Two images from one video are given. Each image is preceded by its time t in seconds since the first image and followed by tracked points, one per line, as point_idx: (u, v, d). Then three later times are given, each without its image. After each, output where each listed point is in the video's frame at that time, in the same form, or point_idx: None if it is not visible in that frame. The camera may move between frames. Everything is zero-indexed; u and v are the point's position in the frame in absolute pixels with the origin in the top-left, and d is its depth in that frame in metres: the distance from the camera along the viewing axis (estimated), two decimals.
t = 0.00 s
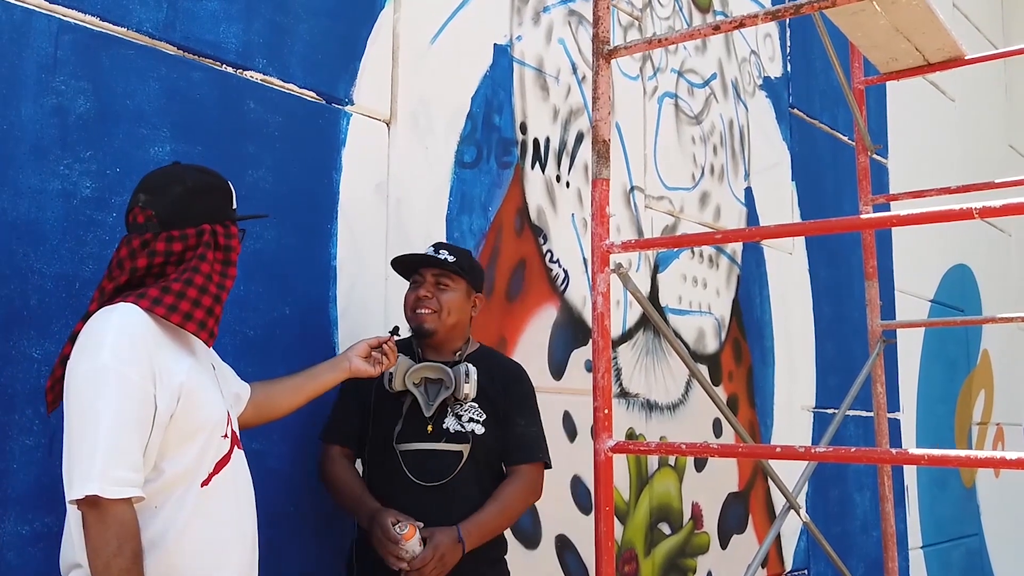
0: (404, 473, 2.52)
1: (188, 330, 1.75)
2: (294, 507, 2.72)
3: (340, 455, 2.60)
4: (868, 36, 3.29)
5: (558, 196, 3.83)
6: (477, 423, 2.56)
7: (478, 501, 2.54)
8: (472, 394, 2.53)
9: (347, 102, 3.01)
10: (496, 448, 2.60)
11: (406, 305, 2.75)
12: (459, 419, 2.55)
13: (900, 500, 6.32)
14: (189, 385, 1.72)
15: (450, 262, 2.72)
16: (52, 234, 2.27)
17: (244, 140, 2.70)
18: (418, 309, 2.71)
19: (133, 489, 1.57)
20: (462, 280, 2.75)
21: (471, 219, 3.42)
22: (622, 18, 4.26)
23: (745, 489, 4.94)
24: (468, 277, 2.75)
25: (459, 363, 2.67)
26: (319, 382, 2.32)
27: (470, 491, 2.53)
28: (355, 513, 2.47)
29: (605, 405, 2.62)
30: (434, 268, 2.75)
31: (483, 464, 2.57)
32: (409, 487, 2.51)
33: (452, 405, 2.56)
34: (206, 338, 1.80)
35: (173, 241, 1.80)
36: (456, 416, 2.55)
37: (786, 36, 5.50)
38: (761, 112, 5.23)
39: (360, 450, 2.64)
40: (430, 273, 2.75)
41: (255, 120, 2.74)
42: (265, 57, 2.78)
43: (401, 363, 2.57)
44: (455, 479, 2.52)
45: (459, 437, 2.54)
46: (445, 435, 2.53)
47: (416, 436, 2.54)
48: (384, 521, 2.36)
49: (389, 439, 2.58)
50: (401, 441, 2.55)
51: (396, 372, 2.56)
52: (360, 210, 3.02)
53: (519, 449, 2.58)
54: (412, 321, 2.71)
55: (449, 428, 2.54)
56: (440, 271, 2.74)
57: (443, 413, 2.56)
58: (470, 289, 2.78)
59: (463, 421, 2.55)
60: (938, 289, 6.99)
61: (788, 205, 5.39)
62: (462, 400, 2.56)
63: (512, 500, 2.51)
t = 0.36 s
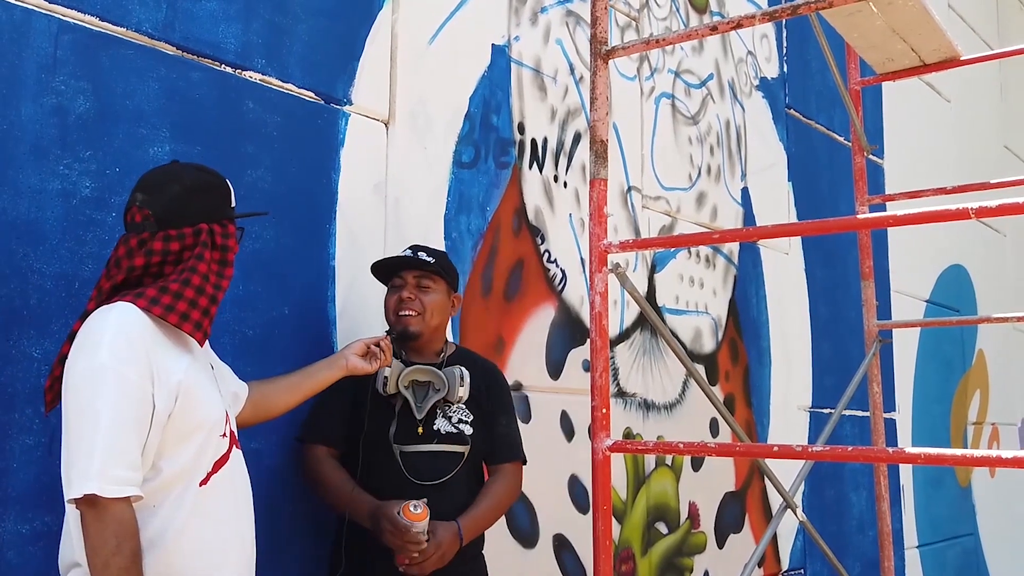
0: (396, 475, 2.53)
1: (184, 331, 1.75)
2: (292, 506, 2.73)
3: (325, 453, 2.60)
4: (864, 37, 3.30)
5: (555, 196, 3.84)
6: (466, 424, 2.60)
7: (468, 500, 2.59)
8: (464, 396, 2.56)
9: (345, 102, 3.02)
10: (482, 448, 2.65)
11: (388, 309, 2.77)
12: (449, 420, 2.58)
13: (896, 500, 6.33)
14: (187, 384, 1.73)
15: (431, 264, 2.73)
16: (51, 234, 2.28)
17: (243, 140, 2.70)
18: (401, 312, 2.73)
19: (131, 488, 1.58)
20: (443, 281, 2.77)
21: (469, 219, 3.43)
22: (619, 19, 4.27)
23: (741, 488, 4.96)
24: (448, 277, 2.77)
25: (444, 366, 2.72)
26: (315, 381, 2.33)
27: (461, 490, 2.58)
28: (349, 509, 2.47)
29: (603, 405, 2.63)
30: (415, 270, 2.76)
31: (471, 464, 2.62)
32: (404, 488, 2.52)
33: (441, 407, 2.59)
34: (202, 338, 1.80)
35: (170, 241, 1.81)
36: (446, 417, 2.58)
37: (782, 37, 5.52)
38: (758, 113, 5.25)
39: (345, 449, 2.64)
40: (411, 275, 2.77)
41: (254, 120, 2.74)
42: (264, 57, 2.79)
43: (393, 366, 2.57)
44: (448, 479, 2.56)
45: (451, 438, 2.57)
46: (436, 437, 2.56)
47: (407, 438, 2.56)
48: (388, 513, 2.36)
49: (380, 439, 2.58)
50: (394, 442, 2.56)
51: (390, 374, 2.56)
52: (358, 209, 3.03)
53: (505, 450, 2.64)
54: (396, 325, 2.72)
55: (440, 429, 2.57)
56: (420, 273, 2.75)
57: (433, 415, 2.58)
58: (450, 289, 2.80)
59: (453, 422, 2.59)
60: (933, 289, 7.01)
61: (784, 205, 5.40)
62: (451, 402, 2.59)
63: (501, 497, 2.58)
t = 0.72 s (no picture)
0: (413, 471, 2.54)
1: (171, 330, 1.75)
2: (290, 506, 2.73)
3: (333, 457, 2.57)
4: (860, 38, 3.31)
5: (552, 196, 3.85)
6: (477, 417, 2.63)
7: (482, 494, 2.63)
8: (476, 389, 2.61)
9: (343, 103, 3.03)
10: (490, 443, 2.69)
11: (390, 311, 2.78)
12: (460, 415, 2.61)
13: (891, 500, 6.35)
14: (177, 384, 1.74)
15: (426, 262, 2.74)
16: (50, 234, 2.28)
17: (242, 140, 2.71)
18: (403, 312, 2.74)
19: (119, 489, 1.59)
20: (440, 277, 2.78)
21: (466, 220, 3.44)
22: (616, 19, 4.28)
23: (737, 488, 4.97)
24: (445, 273, 2.78)
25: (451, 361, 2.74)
26: (315, 378, 2.34)
27: (476, 484, 2.61)
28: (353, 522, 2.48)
29: (600, 404, 2.63)
30: (412, 270, 2.77)
31: (482, 458, 2.64)
32: (422, 484, 2.53)
33: (453, 401, 2.61)
34: (188, 340, 1.80)
35: (161, 241, 1.82)
36: (457, 412, 2.61)
37: (779, 38, 5.53)
38: (754, 113, 5.26)
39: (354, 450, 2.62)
40: (409, 275, 2.78)
41: (253, 120, 2.75)
42: (263, 58, 2.79)
43: (405, 361, 2.58)
44: (462, 472, 2.58)
45: (464, 431, 2.59)
46: (449, 430, 2.57)
47: (420, 434, 2.57)
48: (400, 534, 2.38)
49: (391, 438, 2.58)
50: (411, 437, 2.57)
51: (403, 369, 2.56)
52: (357, 209, 3.04)
53: (515, 443, 2.71)
54: (398, 325, 2.74)
55: (453, 424, 2.59)
56: (418, 272, 2.77)
57: (444, 410, 2.60)
58: (449, 285, 2.81)
59: (464, 417, 2.61)
60: (929, 289, 7.03)
61: (780, 205, 5.41)
62: (462, 397, 2.62)
63: (518, 491, 2.66)
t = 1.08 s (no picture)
0: (408, 469, 2.54)
1: (160, 331, 1.77)
2: (284, 505, 2.73)
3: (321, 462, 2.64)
4: (853, 38, 3.33)
5: (546, 196, 3.86)
6: (476, 416, 2.64)
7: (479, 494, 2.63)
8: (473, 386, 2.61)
9: (337, 102, 3.03)
10: (490, 442, 2.71)
11: (386, 309, 2.78)
12: (459, 413, 2.62)
13: (882, 499, 6.38)
14: (166, 378, 1.75)
15: (418, 256, 2.75)
16: (44, 233, 2.28)
17: (236, 139, 2.71)
18: (400, 308, 2.74)
19: (104, 481, 1.60)
20: (433, 270, 2.80)
21: (460, 219, 3.44)
22: (610, 19, 4.29)
23: (730, 487, 4.98)
24: (437, 266, 2.80)
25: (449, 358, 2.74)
26: (314, 378, 2.34)
27: (474, 482, 2.61)
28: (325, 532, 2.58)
29: (594, 404, 2.64)
30: (404, 265, 2.79)
31: (480, 457, 2.65)
32: (418, 482, 2.54)
33: (450, 400, 2.62)
34: (178, 338, 1.82)
35: (157, 239, 1.83)
36: (456, 410, 2.62)
37: (772, 38, 5.55)
38: (747, 113, 5.28)
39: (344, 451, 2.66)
40: (401, 271, 2.79)
41: (247, 119, 2.75)
42: (257, 57, 2.79)
43: (402, 359, 2.58)
44: (459, 471, 2.58)
45: (462, 429, 2.60)
46: (448, 429, 2.58)
47: (417, 432, 2.57)
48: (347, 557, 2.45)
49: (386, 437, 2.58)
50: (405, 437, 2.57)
51: (400, 367, 2.56)
52: (351, 209, 3.04)
53: (515, 441, 2.74)
54: (397, 321, 2.74)
55: (452, 422, 2.60)
56: (410, 266, 2.78)
57: (443, 409, 2.61)
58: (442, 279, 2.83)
59: (462, 415, 2.62)
60: (921, 289, 7.06)
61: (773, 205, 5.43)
62: (460, 395, 2.63)
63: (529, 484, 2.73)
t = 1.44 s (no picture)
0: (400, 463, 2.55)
1: (156, 325, 1.77)
2: (282, 503, 2.73)
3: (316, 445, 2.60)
4: (848, 38, 3.33)
5: (542, 195, 3.86)
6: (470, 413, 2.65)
7: (474, 489, 2.63)
8: (468, 384, 2.59)
9: (335, 100, 3.03)
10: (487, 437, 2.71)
11: (382, 313, 2.79)
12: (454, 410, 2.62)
13: (877, 498, 6.40)
14: (162, 371, 1.75)
15: (409, 261, 2.73)
16: (41, 230, 2.27)
17: (233, 137, 2.71)
18: (394, 313, 2.76)
19: (99, 472, 1.61)
20: (427, 273, 2.79)
21: (457, 218, 3.45)
22: (606, 19, 4.30)
23: (726, 486, 4.99)
24: (431, 268, 2.79)
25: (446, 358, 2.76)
26: (313, 379, 2.34)
27: (468, 476, 2.61)
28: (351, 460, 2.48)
29: (591, 403, 2.64)
30: (397, 270, 2.78)
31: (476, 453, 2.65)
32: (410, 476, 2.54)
33: (445, 397, 2.60)
34: (174, 334, 1.82)
35: (152, 235, 1.83)
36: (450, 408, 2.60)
37: (767, 38, 5.56)
38: (742, 113, 5.29)
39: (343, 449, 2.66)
40: (396, 276, 2.79)
41: (244, 117, 2.74)
42: (254, 54, 2.79)
43: (396, 356, 2.56)
44: (452, 466, 2.58)
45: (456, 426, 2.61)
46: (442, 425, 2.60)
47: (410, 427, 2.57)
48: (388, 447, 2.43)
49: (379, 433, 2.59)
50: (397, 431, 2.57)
51: (394, 364, 2.55)
52: (348, 207, 3.04)
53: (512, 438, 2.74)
54: (392, 327, 2.76)
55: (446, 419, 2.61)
56: (403, 272, 2.77)
57: (437, 406, 2.59)
58: (437, 281, 2.82)
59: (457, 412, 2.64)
60: (915, 288, 7.08)
61: (768, 204, 5.44)
62: (454, 393, 2.61)
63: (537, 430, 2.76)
